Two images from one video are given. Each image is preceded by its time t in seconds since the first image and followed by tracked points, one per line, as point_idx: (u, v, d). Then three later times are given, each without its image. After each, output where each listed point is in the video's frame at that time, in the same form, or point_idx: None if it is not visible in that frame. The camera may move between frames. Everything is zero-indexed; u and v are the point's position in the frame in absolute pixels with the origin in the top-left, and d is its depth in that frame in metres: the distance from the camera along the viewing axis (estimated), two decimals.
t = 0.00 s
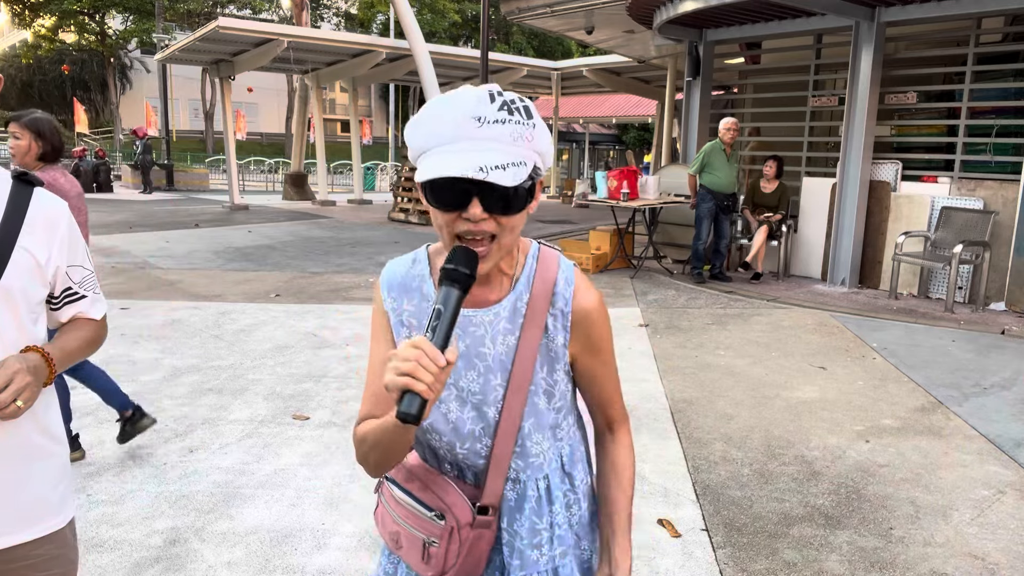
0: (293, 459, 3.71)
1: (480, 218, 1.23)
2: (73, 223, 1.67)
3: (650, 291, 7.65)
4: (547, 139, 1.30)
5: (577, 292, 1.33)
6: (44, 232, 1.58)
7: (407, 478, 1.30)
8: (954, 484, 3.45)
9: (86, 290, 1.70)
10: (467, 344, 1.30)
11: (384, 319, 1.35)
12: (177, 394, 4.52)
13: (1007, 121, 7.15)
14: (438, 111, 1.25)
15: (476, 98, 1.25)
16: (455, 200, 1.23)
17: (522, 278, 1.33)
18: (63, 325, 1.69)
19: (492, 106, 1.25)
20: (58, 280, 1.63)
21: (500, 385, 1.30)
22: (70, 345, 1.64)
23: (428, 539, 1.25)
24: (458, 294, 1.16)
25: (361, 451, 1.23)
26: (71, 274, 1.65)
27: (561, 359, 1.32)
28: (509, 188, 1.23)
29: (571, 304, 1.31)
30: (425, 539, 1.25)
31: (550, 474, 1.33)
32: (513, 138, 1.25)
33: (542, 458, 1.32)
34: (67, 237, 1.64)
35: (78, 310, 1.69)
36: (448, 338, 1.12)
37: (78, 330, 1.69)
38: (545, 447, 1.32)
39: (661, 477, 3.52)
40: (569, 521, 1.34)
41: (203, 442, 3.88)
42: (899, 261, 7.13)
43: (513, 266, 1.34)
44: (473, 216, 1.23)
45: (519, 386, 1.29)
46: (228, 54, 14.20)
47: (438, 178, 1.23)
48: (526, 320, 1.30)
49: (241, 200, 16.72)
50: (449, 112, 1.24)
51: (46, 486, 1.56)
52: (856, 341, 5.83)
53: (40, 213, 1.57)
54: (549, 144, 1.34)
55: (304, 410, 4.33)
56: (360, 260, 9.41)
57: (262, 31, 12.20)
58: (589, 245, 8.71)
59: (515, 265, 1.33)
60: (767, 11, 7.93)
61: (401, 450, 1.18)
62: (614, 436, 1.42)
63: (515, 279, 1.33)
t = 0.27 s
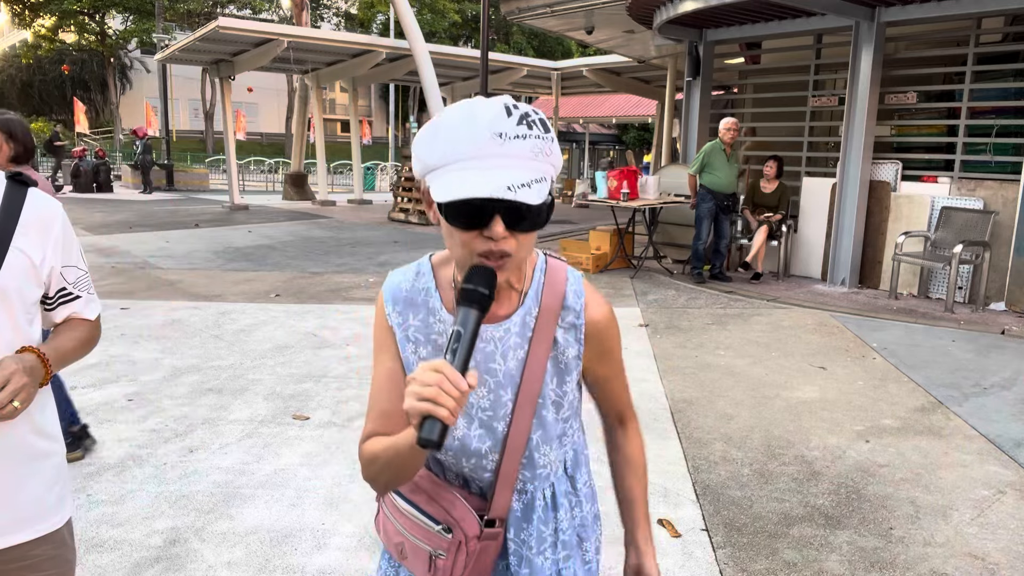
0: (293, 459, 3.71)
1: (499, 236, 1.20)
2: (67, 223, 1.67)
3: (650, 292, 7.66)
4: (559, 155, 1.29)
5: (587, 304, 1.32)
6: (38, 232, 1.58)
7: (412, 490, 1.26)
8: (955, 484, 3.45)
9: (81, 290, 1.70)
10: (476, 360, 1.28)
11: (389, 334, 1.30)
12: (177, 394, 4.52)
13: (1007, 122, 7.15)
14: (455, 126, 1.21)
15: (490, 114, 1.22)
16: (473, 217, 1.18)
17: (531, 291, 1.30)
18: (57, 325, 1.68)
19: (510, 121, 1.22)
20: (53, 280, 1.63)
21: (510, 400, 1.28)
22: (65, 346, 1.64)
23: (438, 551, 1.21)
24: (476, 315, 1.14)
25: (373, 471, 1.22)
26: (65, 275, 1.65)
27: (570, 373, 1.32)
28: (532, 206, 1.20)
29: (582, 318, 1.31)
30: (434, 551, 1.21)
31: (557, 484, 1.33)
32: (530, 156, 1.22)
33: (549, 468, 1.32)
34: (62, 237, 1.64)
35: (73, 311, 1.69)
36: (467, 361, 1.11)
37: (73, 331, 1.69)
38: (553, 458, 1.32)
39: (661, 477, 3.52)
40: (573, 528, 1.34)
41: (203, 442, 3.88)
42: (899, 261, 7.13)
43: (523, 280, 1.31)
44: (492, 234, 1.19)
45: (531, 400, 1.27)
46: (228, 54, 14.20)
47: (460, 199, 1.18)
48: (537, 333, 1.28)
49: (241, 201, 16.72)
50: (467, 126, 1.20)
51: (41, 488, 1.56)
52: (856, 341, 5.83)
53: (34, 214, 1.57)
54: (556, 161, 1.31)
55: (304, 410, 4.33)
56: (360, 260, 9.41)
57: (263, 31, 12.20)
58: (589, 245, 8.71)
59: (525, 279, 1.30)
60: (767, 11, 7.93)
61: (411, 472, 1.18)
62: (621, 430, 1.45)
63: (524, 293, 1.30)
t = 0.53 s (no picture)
0: (293, 459, 3.71)
1: (501, 284, 1.17)
2: (66, 224, 1.67)
3: (650, 291, 7.66)
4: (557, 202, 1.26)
5: (589, 348, 1.29)
6: (37, 233, 1.58)
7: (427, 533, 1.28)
8: (955, 484, 3.45)
9: (80, 291, 1.70)
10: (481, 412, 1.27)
11: (395, 386, 1.30)
12: (177, 394, 4.52)
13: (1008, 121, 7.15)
14: (452, 178, 1.19)
15: (487, 162, 1.19)
16: (475, 268, 1.16)
17: (534, 340, 1.27)
18: (56, 327, 1.68)
19: (506, 169, 1.20)
20: (52, 282, 1.63)
21: (517, 448, 1.28)
22: (63, 347, 1.64)
23: None
24: (487, 371, 1.09)
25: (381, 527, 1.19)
26: (64, 276, 1.65)
27: (574, 417, 1.29)
28: (531, 254, 1.18)
29: (585, 364, 1.27)
30: None
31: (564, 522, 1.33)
32: (529, 203, 1.20)
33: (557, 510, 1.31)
34: (61, 238, 1.64)
35: (71, 312, 1.69)
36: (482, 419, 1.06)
37: (71, 332, 1.69)
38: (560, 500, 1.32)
39: (661, 477, 3.52)
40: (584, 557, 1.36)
41: (203, 442, 3.88)
42: (899, 261, 7.13)
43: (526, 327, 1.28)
44: (494, 284, 1.17)
45: (537, 450, 1.26)
46: (228, 54, 14.20)
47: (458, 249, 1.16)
48: (540, 383, 1.26)
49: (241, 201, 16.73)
50: (465, 178, 1.18)
51: (38, 489, 1.56)
52: (856, 342, 5.83)
53: (33, 215, 1.57)
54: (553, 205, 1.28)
55: (304, 410, 4.33)
56: (360, 260, 9.41)
57: (263, 31, 12.21)
58: (589, 245, 8.71)
59: (526, 326, 1.28)
60: (767, 11, 7.93)
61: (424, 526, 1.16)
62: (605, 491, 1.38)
63: (527, 342, 1.27)
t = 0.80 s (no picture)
0: (293, 459, 3.71)
1: (493, 306, 1.22)
2: (69, 225, 1.67)
3: (650, 291, 7.66)
4: (560, 226, 1.30)
5: (592, 369, 1.31)
6: (38, 235, 1.58)
7: (433, 550, 1.34)
8: (955, 483, 3.45)
9: (82, 293, 1.70)
10: (484, 430, 1.30)
11: (399, 401, 1.33)
12: (177, 394, 4.52)
13: (1007, 122, 7.16)
14: (454, 201, 1.25)
15: (489, 189, 1.25)
16: (472, 291, 1.22)
17: (536, 359, 1.31)
18: (57, 329, 1.68)
19: (507, 196, 1.25)
20: (53, 283, 1.63)
21: (520, 467, 1.30)
22: (63, 349, 1.64)
23: None
24: (478, 386, 1.13)
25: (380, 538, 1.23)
26: (66, 278, 1.65)
27: (576, 439, 1.32)
28: (526, 279, 1.22)
29: (587, 386, 1.30)
30: None
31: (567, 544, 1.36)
32: (526, 229, 1.25)
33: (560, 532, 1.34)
34: (63, 239, 1.64)
35: (73, 314, 1.69)
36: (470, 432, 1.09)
37: (73, 334, 1.69)
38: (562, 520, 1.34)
39: (661, 477, 3.52)
40: None
41: (203, 441, 3.88)
42: (899, 260, 7.13)
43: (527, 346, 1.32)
44: (486, 305, 1.22)
45: (540, 471, 1.29)
46: (228, 54, 14.20)
47: (455, 274, 1.21)
48: (543, 404, 1.29)
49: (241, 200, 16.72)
50: (463, 203, 1.24)
51: (37, 491, 1.56)
52: (856, 342, 5.83)
53: (34, 217, 1.57)
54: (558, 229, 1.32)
55: (304, 410, 4.33)
56: (361, 260, 9.41)
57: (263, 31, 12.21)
58: (589, 245, 8.71)
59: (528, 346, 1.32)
60: (767, 11, 7.93)
61: (415, 542, 1.19)
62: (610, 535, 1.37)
63: (528, 360, 1.31)
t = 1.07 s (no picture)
0: (293, 459, 3.71)
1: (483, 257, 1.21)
2: (71, 226, 1.67)
3: (650, 291, 7.66)
4: (552, 184, 1.29)
5: (580, 329, 1.28)
6: (39, 236, 1.58)
7: (425, 522, 1.30)
8: (954, 483, 3.45)
9: (84, 294, 1.69)
10: (472, 386, 1.29)
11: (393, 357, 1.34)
12: (177, 394, 4.52)
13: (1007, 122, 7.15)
14: (449, 151, 1.24)
15: (484, 141, 1.23)
16: (461, 241, 1.20)
17: (525, 317, 1.28)
18: (60, 329, 1.68)
19: (501, 149, 1.24)
20: (54, 284, 1.63)
21: (508, 425, 1.28)
22: (63, 350, 1.64)
23: None
24: (460, 326, 1.14)
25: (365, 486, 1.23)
26: (68, 279, 1.65)
27: (564, 400, 1.28)
28: (519, 232, 1.21)
29: (574, 343, 1.27)
30: None
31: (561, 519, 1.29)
32: (518, 183, 1.24)
33: (551, 502, 1.28)
34: (65, 240, 1.64)
35: (74, 316, 1.68)
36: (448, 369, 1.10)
37: (74, 336, 1.68)
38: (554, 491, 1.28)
39: (661, 477, 3.52)
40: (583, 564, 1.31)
41: (203, 442, 3.88)
42: (899, 260, 7.13)
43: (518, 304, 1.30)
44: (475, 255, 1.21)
45: (526, 427, 1.26)
46: (228, 54, 14.20)
47: (446, 224, 1.21)
48: (530, 359, 1.26)
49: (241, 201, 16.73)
50: (455, 153, 1.23)
51: (35, 492, 1.56)
52: (856, 341, 5.83)
53: (36, 218, 1.57)
54: (552, 190, 1.31)
55: (304, 410, 4.33)
56: (361, 260, 9.41)
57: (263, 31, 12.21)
58: (589, 245, 8.71)
59: (520, 303, 1.29)
60: (767, 11, 7.93)
61: (397, 488, 1.20)
62: (626, 526, 1.31)
63: (518, 317, 1.29)
